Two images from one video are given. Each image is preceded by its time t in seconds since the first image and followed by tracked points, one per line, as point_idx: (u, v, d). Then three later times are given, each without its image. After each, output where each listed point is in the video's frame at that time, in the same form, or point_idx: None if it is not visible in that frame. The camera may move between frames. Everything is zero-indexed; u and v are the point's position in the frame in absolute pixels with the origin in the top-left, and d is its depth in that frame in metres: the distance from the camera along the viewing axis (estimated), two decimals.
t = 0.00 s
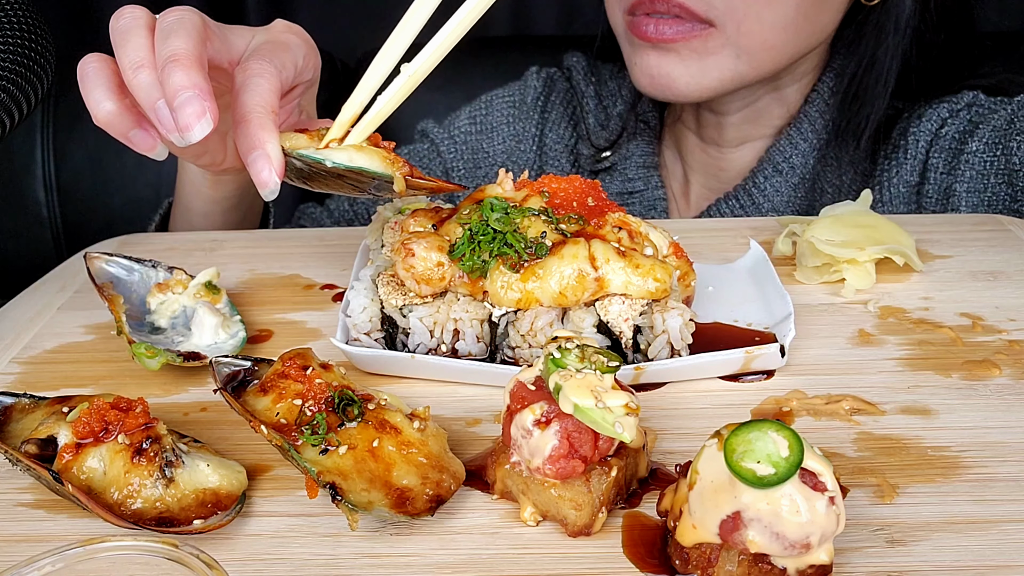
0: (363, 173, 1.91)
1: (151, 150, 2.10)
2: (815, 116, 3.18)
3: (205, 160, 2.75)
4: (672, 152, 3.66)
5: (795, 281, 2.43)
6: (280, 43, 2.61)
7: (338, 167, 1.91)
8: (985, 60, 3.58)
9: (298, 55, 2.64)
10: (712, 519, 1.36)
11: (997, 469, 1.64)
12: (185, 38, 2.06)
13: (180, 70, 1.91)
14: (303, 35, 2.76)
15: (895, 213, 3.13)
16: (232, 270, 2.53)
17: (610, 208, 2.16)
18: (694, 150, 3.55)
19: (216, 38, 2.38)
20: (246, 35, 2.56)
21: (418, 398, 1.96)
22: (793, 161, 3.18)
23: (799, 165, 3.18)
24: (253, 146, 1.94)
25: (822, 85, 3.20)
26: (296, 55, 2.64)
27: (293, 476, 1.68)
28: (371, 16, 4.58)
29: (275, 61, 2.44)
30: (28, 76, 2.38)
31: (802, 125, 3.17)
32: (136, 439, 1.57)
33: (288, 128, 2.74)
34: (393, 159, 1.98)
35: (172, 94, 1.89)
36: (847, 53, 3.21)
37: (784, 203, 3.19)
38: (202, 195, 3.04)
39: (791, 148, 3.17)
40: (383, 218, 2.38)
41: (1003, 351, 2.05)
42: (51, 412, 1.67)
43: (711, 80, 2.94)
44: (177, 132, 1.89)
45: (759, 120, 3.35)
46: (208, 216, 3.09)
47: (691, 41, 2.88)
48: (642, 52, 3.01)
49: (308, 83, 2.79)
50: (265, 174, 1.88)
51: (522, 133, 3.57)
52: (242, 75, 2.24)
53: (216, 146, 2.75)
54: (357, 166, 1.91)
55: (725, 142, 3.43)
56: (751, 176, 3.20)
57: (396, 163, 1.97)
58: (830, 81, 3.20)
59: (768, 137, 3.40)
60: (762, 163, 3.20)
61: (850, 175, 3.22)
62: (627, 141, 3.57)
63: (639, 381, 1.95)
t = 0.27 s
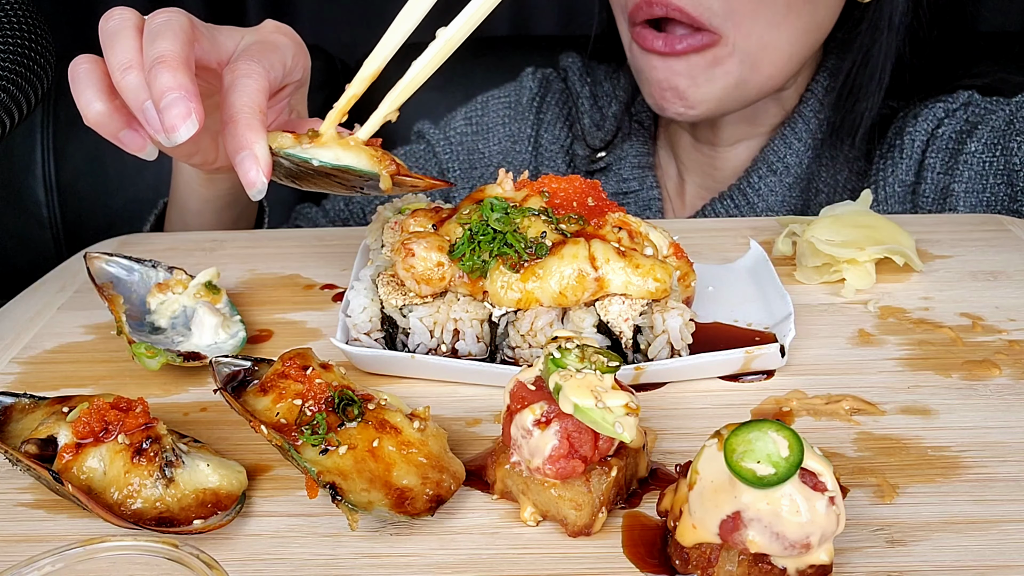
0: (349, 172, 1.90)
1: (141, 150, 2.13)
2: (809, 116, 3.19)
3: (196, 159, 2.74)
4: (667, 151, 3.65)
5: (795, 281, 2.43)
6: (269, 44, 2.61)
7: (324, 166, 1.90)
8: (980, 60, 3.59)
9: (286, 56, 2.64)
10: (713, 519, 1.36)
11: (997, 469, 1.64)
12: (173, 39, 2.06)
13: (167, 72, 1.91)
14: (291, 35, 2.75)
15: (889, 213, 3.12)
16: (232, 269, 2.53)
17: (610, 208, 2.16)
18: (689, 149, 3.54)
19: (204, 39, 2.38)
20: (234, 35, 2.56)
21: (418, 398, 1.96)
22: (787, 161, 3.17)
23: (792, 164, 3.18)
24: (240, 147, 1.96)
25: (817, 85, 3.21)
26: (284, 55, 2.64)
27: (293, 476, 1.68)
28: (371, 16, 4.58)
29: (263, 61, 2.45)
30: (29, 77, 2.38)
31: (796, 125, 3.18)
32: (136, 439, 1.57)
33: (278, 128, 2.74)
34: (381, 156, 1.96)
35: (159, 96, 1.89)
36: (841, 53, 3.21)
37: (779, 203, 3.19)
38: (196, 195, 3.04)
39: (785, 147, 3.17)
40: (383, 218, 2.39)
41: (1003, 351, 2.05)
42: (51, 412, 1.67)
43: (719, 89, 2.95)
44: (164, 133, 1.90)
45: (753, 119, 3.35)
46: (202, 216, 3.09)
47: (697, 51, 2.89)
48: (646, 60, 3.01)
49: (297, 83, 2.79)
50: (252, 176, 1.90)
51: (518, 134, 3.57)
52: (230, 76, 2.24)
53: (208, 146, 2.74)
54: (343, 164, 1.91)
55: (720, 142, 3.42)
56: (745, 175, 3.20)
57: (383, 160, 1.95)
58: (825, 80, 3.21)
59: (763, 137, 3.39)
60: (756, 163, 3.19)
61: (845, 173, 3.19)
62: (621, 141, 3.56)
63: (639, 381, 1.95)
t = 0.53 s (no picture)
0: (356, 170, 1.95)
1: (153, 148, 2.12)
2: (808, 116, 3.17)
3: (205, 159, 2.76)
4: (667, 151, 3.65)
5: (795, 281, 2.43)
6: (279, 44, 2.62)
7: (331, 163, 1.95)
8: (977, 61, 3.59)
9: (295, 55, 2.65)
10: (712, 519, 1.36)
11: (997, 469, 1.64)
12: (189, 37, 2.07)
13: (185, 69, 1.92)
14: (301, 36, 2.76)
15: (891, 213, 3.11)
16: (232, 269, 2.53)
17: (610, 208, 2.16)
18: (688, 147, 3.55)
19: (218, 38, 2.39)
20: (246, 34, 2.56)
21: (417, 398, 1.96)
22: (787, 160, 3.15)
23: (793, 163, 3.16)
24: (249, 140, 1.97)
25: (814, 85, 3.20)
26: (293, 54, 2.65)
27: (293, 476, 1.68)
28: (371, 16, 4.58)
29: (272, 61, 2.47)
30: (29, 77, 2.38)
31: (796, 124, 3.16)
32: (136, 439, 1.57)
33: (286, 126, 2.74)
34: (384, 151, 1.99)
35: (177, 93, 1.90)
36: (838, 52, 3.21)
37: (779, 202, 3.16)
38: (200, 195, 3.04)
39: (784, 147, 3.15)
40: (383, 218, 2.39)
41: (1003, 351, 2.05)
42: (51, 412, 1.67)
43: (706, 72, 2.93)
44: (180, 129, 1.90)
45: (752, 118, 3.34)
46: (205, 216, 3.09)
47: (690, 30, 2.88)
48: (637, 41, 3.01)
49: (308, 83, 2.79)
50: (263, 168, 1.92)
51: (518, 133, 3.57)
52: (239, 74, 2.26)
53: (216, 146, 2.75)
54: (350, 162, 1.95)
55: (718, 139, 3.42)
56: (745, 175, 3.18)
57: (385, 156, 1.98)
58: (822, 80, 3.20)
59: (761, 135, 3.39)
60: (757, 163, 3.17)
61: (844, 174, 3.20)
62: (621, 139, 3.56)
63: (639, 381, 1.95)
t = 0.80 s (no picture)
0: (335, 172, 1.96)
1: (147, 142, 2.11)
2: (807, 114, 3.17)
3: (201, 154, 2.76)
4: (668, 149, 3.65)
5: (795, 281, 2.43)
6: (272, 39, 2.62)
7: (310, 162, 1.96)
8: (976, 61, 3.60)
9: (288, 50, 2.65)
10: (712, 519, 1.36)
11: (997, 469, 1.64)
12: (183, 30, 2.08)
13: (178, 60, 1.93)
14: (295, 32, 2.75)
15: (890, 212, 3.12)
16: (232, 269, 2.53)
17: (610, 208, 2.16)
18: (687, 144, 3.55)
19: (214, 34, 2.39)
20: (239, 29, 2.56)
21: (417, 398, 1.96)
22: (786, 157, 3.15)
23: (791, 160, 3.16)
24: (238, 130, 1.97)
25: (815, 83, 3.19)
26: (286, 49, 2.64)
27: (293, 476, 1.68)
28: (371, 16, 4.59)
29: (264, 55, 2.46)
30: (29, 76, 2.38)
31: (795, 121, 3.16)
32: (136, 439, 1.57)
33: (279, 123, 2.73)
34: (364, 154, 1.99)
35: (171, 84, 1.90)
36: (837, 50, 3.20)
37: (778, 199, 3.16)
38: (198, 189, 3.04)
39: (784, 144, 3.15)
40: (383, 218, 2.39)
41: (1003, 351, 2.05)
42: (51, 412, 1.67)
43: (699, 77, 2.95)
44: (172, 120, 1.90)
45: (751, 115, 3.35)
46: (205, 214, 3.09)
47: (677, 35, 2.88)
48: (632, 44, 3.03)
49: (302, 79, 2.79)
50: (252, 157, 1.92)
51: (518, 130, 3.57)
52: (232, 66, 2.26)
53: (212, 141, 2.75)
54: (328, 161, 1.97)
55: (717, 137, 3.42)
56: (745, 172, 3.18)
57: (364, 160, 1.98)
58: (822, 78, 3.19)
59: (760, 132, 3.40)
60: (756, 160, 3.17)
61: (843, 171, 3.21)
62: (623, 137, 3.55)
63: (639, 381, 1.95)
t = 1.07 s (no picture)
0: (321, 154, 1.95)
1: (129, 140, 2.11)
2: (800, 114, 3.18)
3: (189, 152, 2.76)
4: (660, 147, 3.64)
5: (795, 281, 2.43)
6: (250, 35, 2.63)
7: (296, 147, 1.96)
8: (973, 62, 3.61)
9: (266, 45, 2.64)
10: (712, 518, 1.36)
11: (997, 469, 1.64)
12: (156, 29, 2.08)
13: (150, 59, 1.93)
14: (276, 29, 2.75)
15: (886, 213, 3.11)
16: (232, 269, 2.53)
17: (610, 208, 2.16)
18: (680, 144, 3.54)
19: (190, 31, 2.39)
20: (216, 26, 2.56)
21: (417, 398, 1.95)
22: (780, 157, 3.15)
23: (785, 160, 3.16)
24: (217, 126, 1.98)
25: (807, 84, 3.20)
26: (265, 45, 2.64)
27: (293, 476, 1.68)
28: (371, 16, 4.59)
29: (241, 50, 2.45)
30: (28, 76, 2.38)
31: (788, 122, 3.16)
32: (136, 439, 1.57)
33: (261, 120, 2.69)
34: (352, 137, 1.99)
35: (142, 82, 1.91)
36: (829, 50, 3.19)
37: (771, 199, 3.17)
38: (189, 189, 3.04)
39: (777, 144, 3.15)
40: (383, 218, 2.39)
41: (1003, 351, 2.05)
42: (51, 412, 1.67)
43: (698, 81, 2.94)
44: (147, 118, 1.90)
45: (745, 115, 3.34)
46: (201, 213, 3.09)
47: (677, 38, 2.88)
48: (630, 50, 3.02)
49: (281, 73, 2.76)
50: (233, 152, 1.93)
51: (513, 130, 3.57)
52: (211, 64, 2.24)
53: (199, 140, 2.75)
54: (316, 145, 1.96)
55: (711, 138, 3.41)
56: (738, 172, 3.18)
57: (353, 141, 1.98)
58: (815, 79, 3.20)
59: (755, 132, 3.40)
60: (749, 159, 3.17)
61: (838, 172, 3.23)
62: (618, 137, 3.55)
63: (639, 381, 1.95)
